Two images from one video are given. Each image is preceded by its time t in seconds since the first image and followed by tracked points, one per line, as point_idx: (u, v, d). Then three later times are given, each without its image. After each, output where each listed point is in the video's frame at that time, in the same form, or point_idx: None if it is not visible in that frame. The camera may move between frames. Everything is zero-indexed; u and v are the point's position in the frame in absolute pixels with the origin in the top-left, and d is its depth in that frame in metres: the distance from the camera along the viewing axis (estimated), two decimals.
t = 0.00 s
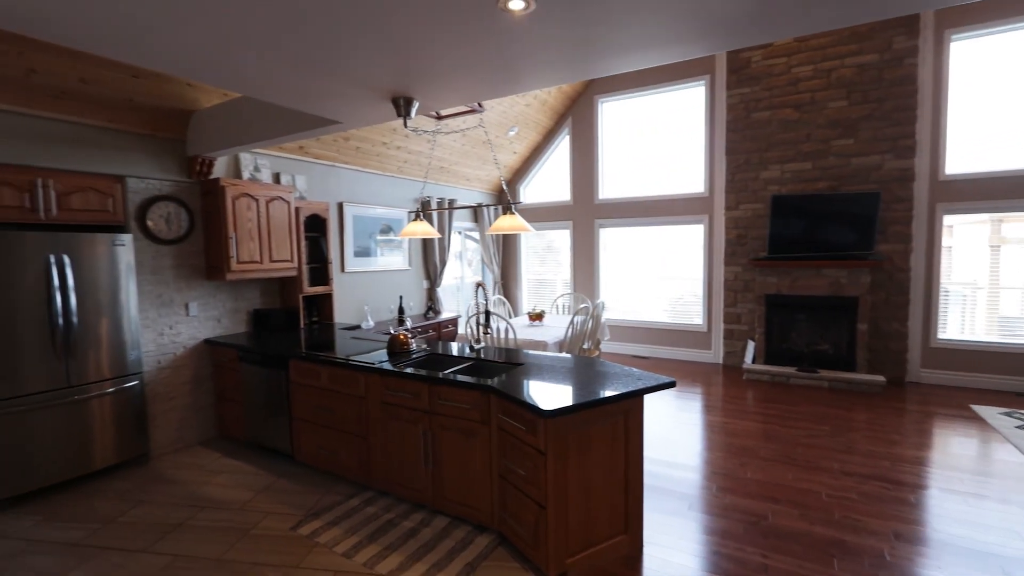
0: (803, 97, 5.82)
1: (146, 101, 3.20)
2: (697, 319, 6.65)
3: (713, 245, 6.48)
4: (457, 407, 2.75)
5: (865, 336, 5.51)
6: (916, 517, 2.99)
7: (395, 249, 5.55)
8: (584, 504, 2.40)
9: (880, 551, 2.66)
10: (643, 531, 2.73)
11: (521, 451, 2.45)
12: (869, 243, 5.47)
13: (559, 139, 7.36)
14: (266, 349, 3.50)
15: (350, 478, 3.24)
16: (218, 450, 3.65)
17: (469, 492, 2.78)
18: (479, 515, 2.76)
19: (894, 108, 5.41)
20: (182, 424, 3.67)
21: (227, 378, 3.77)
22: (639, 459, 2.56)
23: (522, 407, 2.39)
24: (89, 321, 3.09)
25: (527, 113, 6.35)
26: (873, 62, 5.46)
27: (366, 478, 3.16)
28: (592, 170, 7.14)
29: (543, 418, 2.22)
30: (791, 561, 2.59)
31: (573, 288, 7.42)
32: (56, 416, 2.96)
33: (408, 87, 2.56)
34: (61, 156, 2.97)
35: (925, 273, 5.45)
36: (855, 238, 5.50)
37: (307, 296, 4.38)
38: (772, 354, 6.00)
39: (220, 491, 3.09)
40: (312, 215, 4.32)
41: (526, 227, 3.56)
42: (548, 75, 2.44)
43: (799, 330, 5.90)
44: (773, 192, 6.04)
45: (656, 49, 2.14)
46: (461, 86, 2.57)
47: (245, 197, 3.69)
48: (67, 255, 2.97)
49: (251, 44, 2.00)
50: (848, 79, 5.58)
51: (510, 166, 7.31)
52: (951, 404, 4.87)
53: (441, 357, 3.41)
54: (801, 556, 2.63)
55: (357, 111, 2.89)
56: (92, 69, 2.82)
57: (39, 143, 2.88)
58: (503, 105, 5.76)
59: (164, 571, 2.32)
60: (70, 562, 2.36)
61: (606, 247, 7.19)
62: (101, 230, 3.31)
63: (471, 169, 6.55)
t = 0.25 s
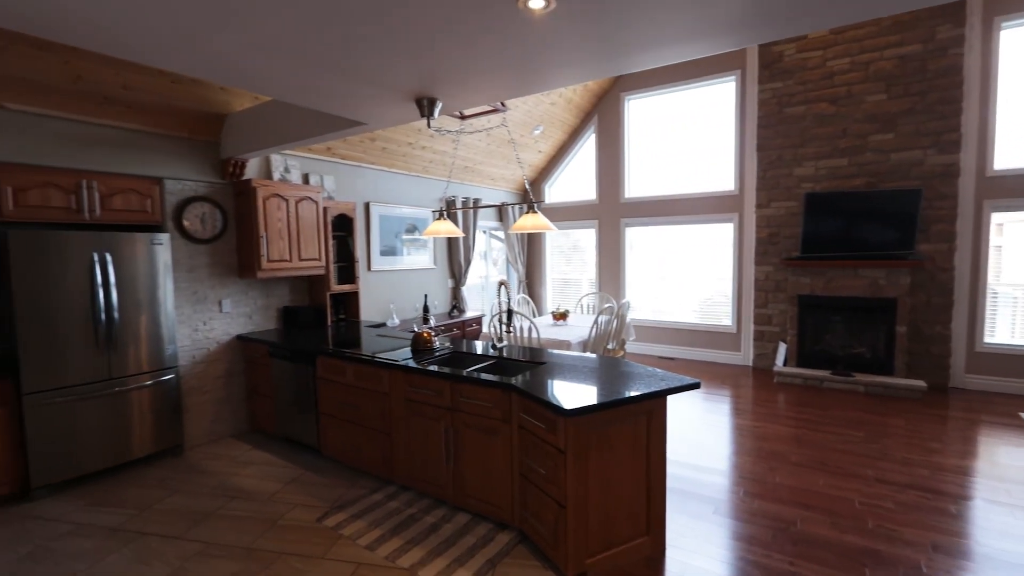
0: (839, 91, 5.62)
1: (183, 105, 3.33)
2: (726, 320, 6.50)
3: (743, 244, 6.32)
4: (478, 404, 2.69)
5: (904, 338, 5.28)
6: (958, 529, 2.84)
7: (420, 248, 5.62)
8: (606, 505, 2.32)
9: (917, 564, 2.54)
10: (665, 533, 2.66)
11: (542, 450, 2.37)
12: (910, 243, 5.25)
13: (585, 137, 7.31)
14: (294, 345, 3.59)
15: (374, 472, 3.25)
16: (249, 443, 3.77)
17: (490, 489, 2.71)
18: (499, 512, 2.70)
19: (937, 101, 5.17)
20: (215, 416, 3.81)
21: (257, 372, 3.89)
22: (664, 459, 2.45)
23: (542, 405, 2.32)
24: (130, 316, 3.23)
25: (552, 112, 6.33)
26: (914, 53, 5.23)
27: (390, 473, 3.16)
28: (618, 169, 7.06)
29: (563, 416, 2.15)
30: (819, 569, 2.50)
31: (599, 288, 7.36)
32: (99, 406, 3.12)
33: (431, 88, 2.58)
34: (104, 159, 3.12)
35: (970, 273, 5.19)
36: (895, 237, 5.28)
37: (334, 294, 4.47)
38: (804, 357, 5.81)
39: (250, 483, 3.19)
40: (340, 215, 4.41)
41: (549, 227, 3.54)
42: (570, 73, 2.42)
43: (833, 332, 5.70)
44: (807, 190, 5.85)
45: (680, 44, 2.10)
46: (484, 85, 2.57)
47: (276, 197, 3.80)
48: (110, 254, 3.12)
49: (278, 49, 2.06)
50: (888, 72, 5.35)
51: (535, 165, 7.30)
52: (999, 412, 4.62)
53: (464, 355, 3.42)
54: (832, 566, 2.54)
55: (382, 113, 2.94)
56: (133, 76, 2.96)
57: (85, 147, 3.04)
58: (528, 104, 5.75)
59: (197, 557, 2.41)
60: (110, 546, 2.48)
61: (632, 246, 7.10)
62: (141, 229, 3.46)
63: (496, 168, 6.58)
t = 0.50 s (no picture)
0: (874, 84, 5.42)
1: (214, 108, 3.44)
2: (754, 321, 6.34)
3: (771, 243, 6.16)
4: (497, 403, 2.65)
5: (944, 341, 5.04)
6: (999, 541, 2.71)
7: (443, 247, 5.66)
8: (626, 505, 2.29)
9: None
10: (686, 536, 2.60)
11: (561, 449, 2.33)
12: (950, 242, 5.02)
13: (609, 135, 7.24)
14: (319, 342, 3.66)
15: (394, 468, 3.27)
16: (275, 436, 3.86)
17: (509, 488, 2.68)
18: (518, 510, 2.67)
19: (981, 93, 4.93)
20: (243, 410, 3.92)
21: (283, 368, 3.99)
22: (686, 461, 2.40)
23: (562, 404, 2.29)
24: (163, 312, 3.35)
25: (576, 110, 6.29)
26: (956, 43, 5.00)
27: (410, 469, 3.17)
28: (642, 166, 6.96)
29: (584, 416, 2.11)
30: None
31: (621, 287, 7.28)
32: (135, 398, 3.25)
33: (453, 87, 2.59)
34: (140, 161, 3.25)
35: (1016, 273, 4.93)
36: (934, 235, 5.06)
37: (358, 292, 4.54)
38: (836, 360, 5.62)
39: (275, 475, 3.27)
40: (363, 214, 4.48)
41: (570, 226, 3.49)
42: (593, 70, 2.39)
43: (866, 334, 5.50)
44: (840, 187, 5.66)
45: (705, 38, 2.05)
46: (504, 84, 2.57)
47: (301, 197, 3.88)
48: (144, 252, 3.24)
49: (302, 51, 2.11)
50: (927, 63, 5.13)
51: (558, 164, 7.27)
52: None
53: (484, 354, 3.41)
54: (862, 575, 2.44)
55: (404, 113, 2.97)
56: (167, 81, 3.07)
57: (122, 150, 3.17)
58: (550, 102, 5.72)
59: (224, 546, 2.49)
60: (143, 533, 2.57)
61: (656, 245, 6.99)
62: (174, 229, 3.59)
63: (518, 167, 6.57)
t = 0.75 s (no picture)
0: (906, 77, 5.24)
1: (237, 109, 3.51)
2: (778, 321, 6.20)
3: (796, 241, 6.01)
4: (513, 401, 2.64)
5: (978, 343, 4.86)
6: None
7: (461, 245, 5.68)
8: (643, 506, 2.25)
9: None
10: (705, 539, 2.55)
11: (577, 447, 2.31)
12: (986, 239, 4.82)
13: (629, 133, 7.15)
14: (338, 339, 3.70)
15: (411, 464, 3.29)
16: (296, 431, 3.93)
17: (524, 486, 2.67)
18: (534, 509, 2.65)
19: (1021, 84, 4.72)
20: (265, 405, 4.00)
21: (304, 364, 4.05)
22: (704, 462, 2.35)
23: (577, 402, 2.26)
24: (188, 309, 3.44)
25: (595, 107, 6.24)
26: (994, 32, 4.79)
27: (426, 465, 3.17)
28: (663, 163, 6.87)
29: (600, 415, 2.09)
30: None
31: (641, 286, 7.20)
32: (161, 392, 3.34)
33: (469, 85, 2.59)
34: (167, 161, 3.34)
35: None
36: (969, 233, 4.87)
37: (377, 290, 4.59)
38: (864, 362, 5.45)
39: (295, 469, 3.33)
40: (382, 213, 4.52)
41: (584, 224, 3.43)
42: (610, 64, 2.36)
43: (896, 335, 5.31)
44: (868, 183, 5.49)
45: (724, 31, 2.01)
46: (521, 81, 2.55)
47: (322, 196, 3.94)
48: (170, 250, 3.33)
49: (320, 52, 2.13)
50: (963, 54, 4.94)
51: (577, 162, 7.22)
52: None
53: (500, 352, 3.40)
54: None
55: (422, 112, 2.99)
56: (192, 82, 3.15)
57: (149, 150, 3.26)
58: (569, 100, 5.69)
59: (244, 537, 2.54)
60: (168, 523, 2.65)
61: (676, 243, 6.89)
62: (199, 227, 3.68)
63: (537, 165, 6.55)
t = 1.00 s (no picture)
0: (937, 68, 5.05)
1: (255, 107, 3.56)
2: (800, 320, 6.05)
3: (820, 239, 5.85)
4: (526, 398, 2.61)
5: (1014, 344, 4.67)
6: None
7: (477, 243, 5.67)
8: (658, 507, 2.19)
9: None
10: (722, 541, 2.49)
11: (590, 445, 2.27)
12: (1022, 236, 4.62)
13: (647, 129, 7.05)
14: (354, 336, 3.72)
15: (424, 461, 3.28)
16: (312, 427, 3.97)
17: (537, 484, 2.64)
18: (546, 508, 2.62)
19: None
20: (282, 400, 4.05)
21: (320, 360, 4.09)
22: (721, 463, 2.29)
23: (592, 400, 2.22)
24: (208, 305, 3.50)
25: (612, 103, 6.17)
26: None
27: (440, 462, 3.16)
28: (682, 160, 6.75)
29: (614, 413, 2.04)
30: None
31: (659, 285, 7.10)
32: (181, 386, 3.40)
33: (483, 80, 2.56)
34: (187, 160, 3.40)
35: None
36: (1004, 229, 4.67)
37: (393, 288, 4.61)
38: (891, 363, 5.26)
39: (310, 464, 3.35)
40: (398, 210, 4.54)
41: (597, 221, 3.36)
42: (626, 56, 2.31)
43: (925, 335, 5.12)
44: (896, 178, 5.31)
45: (744, 18, 1.94)
46: (535, 75, 2.52)
47: (338, 193, 3.97)
48: (190, 247, 3.38)
49: (333, 46, 2.14)
50: (998, 43, 4.73)
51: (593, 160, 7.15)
52: None
53: (514, 349, 3.37)
54: None
55: (436, 108, 2.98)
56: (211, 81, 3.20)
57: (170, 149, 3.32)
58: (586, 96, 5.63)
59: (259, 530, 2.56)
60: (186, 514, 2.69)
61: (695, 241, 6.77)
62: (219, 225, 3.74)
63: (553, 162, 6.51)
